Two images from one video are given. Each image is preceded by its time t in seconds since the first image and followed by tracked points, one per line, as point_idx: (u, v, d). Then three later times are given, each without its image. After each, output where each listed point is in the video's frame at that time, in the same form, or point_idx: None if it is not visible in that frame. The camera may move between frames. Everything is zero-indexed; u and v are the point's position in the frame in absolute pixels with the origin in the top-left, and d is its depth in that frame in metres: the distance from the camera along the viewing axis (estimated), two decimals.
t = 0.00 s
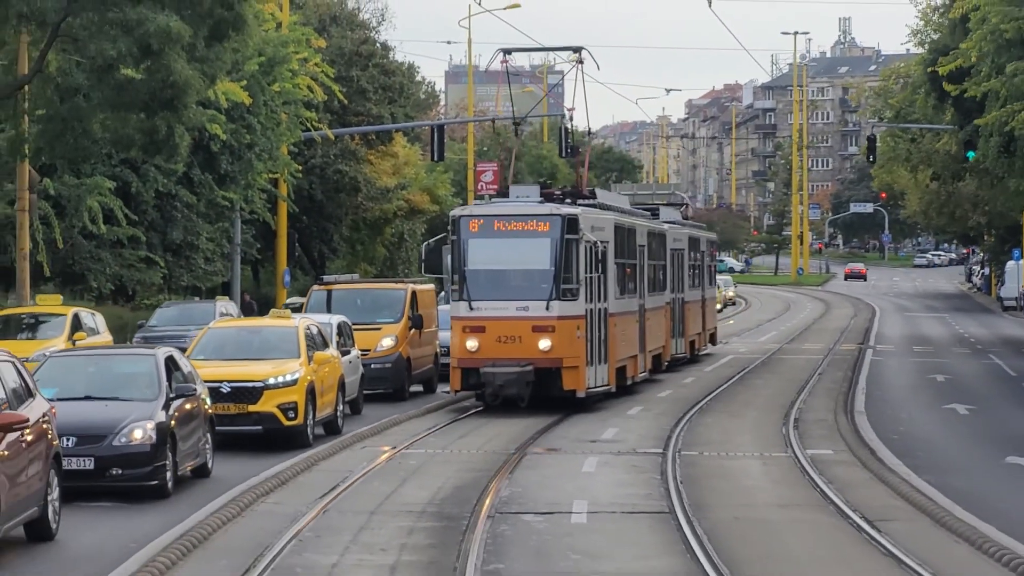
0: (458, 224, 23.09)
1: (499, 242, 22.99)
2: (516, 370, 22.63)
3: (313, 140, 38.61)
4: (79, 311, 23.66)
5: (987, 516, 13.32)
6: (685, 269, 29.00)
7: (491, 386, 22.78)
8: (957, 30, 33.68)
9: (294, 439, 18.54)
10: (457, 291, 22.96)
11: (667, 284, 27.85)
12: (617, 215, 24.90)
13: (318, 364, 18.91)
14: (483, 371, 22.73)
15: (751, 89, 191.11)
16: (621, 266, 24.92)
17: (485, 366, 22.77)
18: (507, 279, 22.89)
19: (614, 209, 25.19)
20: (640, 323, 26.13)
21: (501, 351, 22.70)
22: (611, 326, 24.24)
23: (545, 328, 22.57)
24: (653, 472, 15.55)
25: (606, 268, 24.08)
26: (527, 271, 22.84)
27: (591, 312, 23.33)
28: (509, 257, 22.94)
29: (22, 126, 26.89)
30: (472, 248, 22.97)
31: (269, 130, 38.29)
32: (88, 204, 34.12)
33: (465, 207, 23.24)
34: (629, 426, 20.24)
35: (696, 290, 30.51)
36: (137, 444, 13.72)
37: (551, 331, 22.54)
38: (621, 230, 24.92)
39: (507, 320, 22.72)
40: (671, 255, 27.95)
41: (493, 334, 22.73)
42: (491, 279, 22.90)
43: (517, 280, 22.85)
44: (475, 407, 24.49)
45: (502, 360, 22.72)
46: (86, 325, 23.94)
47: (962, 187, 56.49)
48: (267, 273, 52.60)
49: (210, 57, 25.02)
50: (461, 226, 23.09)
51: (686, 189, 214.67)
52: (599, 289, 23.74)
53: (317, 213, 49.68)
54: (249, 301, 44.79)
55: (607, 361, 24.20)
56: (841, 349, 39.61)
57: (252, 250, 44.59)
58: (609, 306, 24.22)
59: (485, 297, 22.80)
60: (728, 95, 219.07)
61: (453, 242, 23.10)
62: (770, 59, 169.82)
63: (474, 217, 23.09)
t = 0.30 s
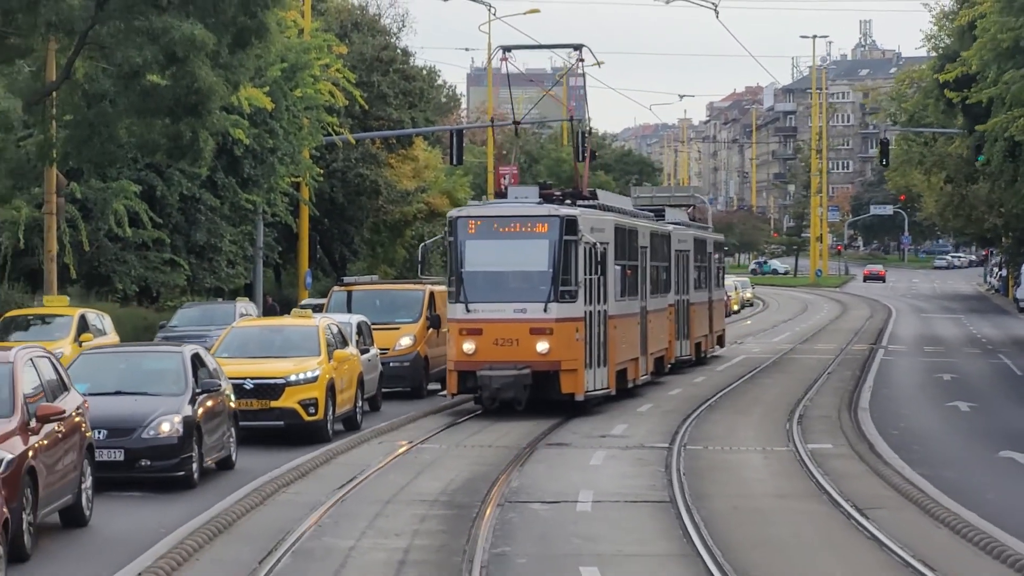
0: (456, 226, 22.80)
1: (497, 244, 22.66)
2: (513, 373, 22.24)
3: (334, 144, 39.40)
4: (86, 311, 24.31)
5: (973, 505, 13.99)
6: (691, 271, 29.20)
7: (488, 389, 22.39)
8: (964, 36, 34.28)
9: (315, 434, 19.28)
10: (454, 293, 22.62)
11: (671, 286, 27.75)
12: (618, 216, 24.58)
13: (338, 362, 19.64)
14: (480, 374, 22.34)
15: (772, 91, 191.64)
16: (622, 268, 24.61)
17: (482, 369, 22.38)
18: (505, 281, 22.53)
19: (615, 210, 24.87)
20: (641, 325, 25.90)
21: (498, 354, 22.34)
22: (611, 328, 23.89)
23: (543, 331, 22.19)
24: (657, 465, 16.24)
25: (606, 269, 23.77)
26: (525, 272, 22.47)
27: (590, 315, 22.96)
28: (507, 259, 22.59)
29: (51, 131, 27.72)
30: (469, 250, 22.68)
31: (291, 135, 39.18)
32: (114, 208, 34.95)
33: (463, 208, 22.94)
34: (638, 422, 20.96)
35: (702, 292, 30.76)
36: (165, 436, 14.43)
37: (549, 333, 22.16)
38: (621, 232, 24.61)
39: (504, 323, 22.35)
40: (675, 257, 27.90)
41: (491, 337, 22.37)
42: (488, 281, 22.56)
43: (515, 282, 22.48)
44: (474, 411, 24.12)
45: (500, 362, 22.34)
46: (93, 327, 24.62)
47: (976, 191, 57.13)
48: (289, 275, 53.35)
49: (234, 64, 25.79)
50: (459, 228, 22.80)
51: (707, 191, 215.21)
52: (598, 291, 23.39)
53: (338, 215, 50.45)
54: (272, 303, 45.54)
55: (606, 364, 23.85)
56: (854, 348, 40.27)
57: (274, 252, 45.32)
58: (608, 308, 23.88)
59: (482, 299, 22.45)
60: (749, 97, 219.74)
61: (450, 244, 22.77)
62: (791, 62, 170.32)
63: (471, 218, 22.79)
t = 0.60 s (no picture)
0: (454, 223, 21.90)
1: (495, 241, 21.81)
2: (512, 374, 21.46)
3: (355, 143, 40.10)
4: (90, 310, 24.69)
5: (963, 493, 14.58)
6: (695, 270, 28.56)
7: (485, 390, 21.64)
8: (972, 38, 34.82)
9: (336, 426, 19.94)
10: (452, 291, 21.84)
11: (675, 285, 27.22)
12: (619, 212, 23.79)
13: (358, 357, 20.31)
14: (478, 375, 21.56)
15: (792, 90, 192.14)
16: (624, 266, 23.87)
17: (480, 370, 21.63)
18: (504, 279, 21.73)
19: (616, 206, 24.07)
20: (643, 324, 25.17)
21: (497, 354, 21.57)
22: (612, 328, 23.10)
23: (543, 330, 21.43)
24: (664, 456, 16.88)
25: (607, 268, 22.97)
26: (524, 271, 21.67)
27: (590, 314, 22.17)
28: (506, 256, 21.78)
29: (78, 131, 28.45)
30: (467, 248, 21.80)
31: (313, 135, 40.03)
32: (139, 207, 35.68)
33: (460, 204, 22.07)
34: (649, 416, 21.59)
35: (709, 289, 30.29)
36: (192, 427, 15.10)
37: (549, 334, 21.41)
38: (622, 228, 23.82)
39: (503, 322, 21.57)
40: (678, 254, 27.17)
41: (489, 337, 21.60)
42: (486, 279, 21.75)
43: (513, 280, 21.69)
44: (474, 411, 23.42)
45: (498, 363, 21.60)
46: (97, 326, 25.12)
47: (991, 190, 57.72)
48: (311, 273, 54.08)
49: (257, 66, 26.53)
50: (456, 225, 21.91)
51: (728, 190, 215.70)
52: (599, 290, 22.59)
53: (359, 214, 51.15)
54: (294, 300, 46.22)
55: (607, 364, 23.07)
56: (867, 345, 40.79)
57: (296, 251, 45.96)
58: (610, 306, 23.12)
59: (480, 299, 21.66)
60: (770, 97, 220.21)
61: (448, 241, 21.94)
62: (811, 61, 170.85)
63: (469, 214, 21.91)
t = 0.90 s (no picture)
0: (456, 201, 21.69)
1: (498, 219, 21.60)
2: (515, 354, 21.33)
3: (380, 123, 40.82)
4: (96, 289, 24.70)
5: (958, 462, 15.24)
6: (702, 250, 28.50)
7: (488, 371, 21.46)
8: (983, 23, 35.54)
9: (360, 399, 20.66)
10: (455, 270, 21.66)
11: (680, 264, 27.09)
12: (623, 190, 23.54)
13: (381, 332, 21.00)
14: (481, 355, 21.44)
15: (817, 70, 192.50)
16: (628, 245, 23.65)
17: (483, 350, 21.49)
18: (507, 259, 21.55)
19: (620, 185, 23.86)
20: (648, 304, 25.06)
21: (500, 334, 21.45)
22: (616, 307, 22.93)
23: (547, 310, 21.29)
24: (675, 427, 17.58)
25: (611, 246, 22.77)
26: (527, 250, 21.51)
27: (594, 293, 21.98)
28: (509, 235, 21.58)
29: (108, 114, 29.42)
30: (470, 225, 21.61)
31: (339, 116, 41.08)
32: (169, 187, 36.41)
33: (462, 182, 21.85)
34: (663, 390, 22.30)
35: (717, 269, 30.19)
36: (222, 398, 15.81)
37: (553, 313, 21.27)
38: (626, 206, 23.60)
39: (506, 302, 21.43)
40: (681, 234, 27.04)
41: (492, 317, 21.44)
42: (489, 258, 21.56)
43: (516, 259, 21.52)
44: (475, 391, 23.16)
45: (502, 343, 21.44)
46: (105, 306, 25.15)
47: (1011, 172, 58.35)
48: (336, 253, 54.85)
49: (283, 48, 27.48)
50: (459, 204, 21.70)
51: (753, 169, 215.99)
52: (603, 268, 22.37)
53: (384, 194, 51.92)
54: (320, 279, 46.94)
55: (612, 344, 22.94)
56: (883, 324, 41.45)
57: (321, 231, 46.66)
58: (614, 285, 22.92)
59: (483, 278, 21.49)
60: (795, 76, 220.47)
61: (451, 220, 21.74)
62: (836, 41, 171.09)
63: (472, 193, 21.67)
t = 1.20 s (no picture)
0: (449, 191, 21.38)
1: (493, 210, 21.27)
2: (510, 347, 21.03)
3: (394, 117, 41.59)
4: (89, 280, 24.40)
5: (944, 444, 15.90)
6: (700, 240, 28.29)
7: (483, 363, 21.13)
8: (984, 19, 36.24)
9: (373, 385, 21.40)
10: (448, 262, 21.35)
11: (677, 256, 26.90)
12: (619, 181, 23.22)
13: (394, 321, 21.71)
14: (475, 348, 21.15)
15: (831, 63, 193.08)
16: (625, 235, 23.35)
17: (478, 343, 21.20)
18: (501, 250, 21.23)
19: (616, 175, 23.54)
20: (644, 296, 24.76)
21: (494, 327, 21.16)
22: (612, 299, 22.61)
23: (542, 302, 21.01)
24: (676, 411, 18.28)
25: (607, 238, 22.45)
26: (522, 242, 21.19)
27: (591, 285, 21.66)
28: (503, 226, 21.24)
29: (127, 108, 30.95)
30: (463, 217, 21.28)
31: (353, 110, 41.96)
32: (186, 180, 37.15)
33: (456, 172, 21.51)
34: (668, 377, 22.99)
35: (715, 260, 30.03)
36: (240, 383, 16.53)
37: (548, 305, 20.98)
38: (623, 198, 23.28)
39: (501, 294, 21.14)
40: (678, 225, 26.81)
41: (486, 309, 21.17)
42: (483, 249, 21.24)
43: (511, 250, 21.21)
44: (470, 384, 22.88)
45: (496, 336, 21.18)
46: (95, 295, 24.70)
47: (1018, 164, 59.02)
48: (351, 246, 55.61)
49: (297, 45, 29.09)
50: (453, 194, 21.38)
51: (767, 162, 216.48)
52: (599, 260, 22.06)
53: (398, 187, 52.70)
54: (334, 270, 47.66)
55: (608, 337, 22.60)
56: (889, 314, 42.23)
57: (336, 223, 47.35)
58: (611, 277, 22.60)
59: (478, 269, 21.20)
60: (809, 68, 221.05)
61: (444, 211, 21.42)
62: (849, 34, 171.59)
63: (466, 183, 21.37)
